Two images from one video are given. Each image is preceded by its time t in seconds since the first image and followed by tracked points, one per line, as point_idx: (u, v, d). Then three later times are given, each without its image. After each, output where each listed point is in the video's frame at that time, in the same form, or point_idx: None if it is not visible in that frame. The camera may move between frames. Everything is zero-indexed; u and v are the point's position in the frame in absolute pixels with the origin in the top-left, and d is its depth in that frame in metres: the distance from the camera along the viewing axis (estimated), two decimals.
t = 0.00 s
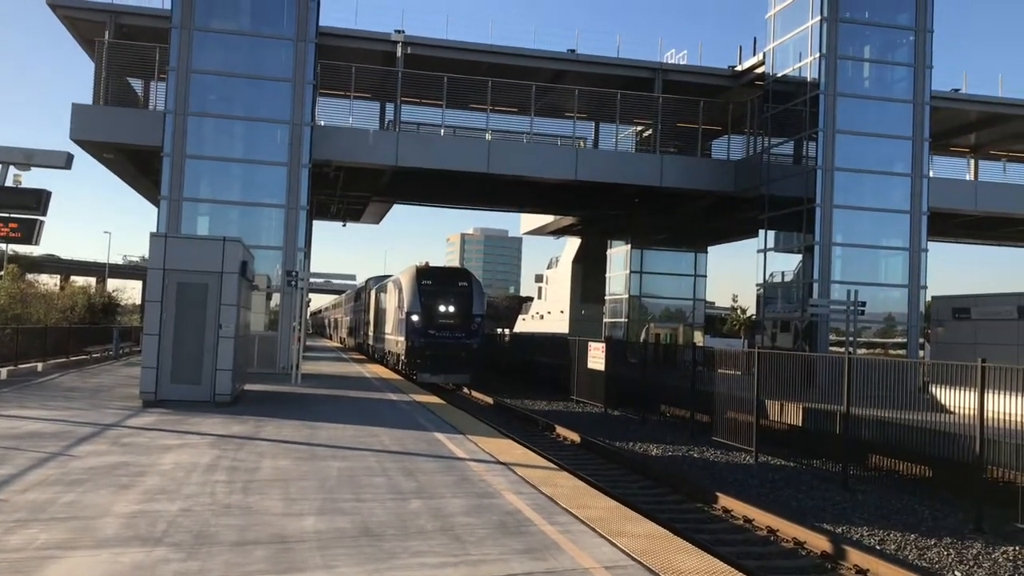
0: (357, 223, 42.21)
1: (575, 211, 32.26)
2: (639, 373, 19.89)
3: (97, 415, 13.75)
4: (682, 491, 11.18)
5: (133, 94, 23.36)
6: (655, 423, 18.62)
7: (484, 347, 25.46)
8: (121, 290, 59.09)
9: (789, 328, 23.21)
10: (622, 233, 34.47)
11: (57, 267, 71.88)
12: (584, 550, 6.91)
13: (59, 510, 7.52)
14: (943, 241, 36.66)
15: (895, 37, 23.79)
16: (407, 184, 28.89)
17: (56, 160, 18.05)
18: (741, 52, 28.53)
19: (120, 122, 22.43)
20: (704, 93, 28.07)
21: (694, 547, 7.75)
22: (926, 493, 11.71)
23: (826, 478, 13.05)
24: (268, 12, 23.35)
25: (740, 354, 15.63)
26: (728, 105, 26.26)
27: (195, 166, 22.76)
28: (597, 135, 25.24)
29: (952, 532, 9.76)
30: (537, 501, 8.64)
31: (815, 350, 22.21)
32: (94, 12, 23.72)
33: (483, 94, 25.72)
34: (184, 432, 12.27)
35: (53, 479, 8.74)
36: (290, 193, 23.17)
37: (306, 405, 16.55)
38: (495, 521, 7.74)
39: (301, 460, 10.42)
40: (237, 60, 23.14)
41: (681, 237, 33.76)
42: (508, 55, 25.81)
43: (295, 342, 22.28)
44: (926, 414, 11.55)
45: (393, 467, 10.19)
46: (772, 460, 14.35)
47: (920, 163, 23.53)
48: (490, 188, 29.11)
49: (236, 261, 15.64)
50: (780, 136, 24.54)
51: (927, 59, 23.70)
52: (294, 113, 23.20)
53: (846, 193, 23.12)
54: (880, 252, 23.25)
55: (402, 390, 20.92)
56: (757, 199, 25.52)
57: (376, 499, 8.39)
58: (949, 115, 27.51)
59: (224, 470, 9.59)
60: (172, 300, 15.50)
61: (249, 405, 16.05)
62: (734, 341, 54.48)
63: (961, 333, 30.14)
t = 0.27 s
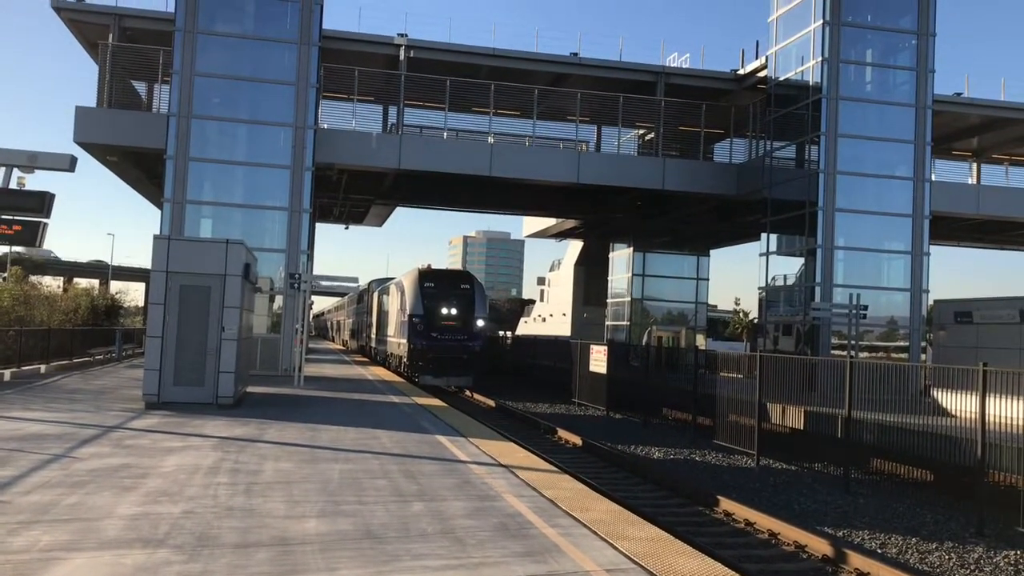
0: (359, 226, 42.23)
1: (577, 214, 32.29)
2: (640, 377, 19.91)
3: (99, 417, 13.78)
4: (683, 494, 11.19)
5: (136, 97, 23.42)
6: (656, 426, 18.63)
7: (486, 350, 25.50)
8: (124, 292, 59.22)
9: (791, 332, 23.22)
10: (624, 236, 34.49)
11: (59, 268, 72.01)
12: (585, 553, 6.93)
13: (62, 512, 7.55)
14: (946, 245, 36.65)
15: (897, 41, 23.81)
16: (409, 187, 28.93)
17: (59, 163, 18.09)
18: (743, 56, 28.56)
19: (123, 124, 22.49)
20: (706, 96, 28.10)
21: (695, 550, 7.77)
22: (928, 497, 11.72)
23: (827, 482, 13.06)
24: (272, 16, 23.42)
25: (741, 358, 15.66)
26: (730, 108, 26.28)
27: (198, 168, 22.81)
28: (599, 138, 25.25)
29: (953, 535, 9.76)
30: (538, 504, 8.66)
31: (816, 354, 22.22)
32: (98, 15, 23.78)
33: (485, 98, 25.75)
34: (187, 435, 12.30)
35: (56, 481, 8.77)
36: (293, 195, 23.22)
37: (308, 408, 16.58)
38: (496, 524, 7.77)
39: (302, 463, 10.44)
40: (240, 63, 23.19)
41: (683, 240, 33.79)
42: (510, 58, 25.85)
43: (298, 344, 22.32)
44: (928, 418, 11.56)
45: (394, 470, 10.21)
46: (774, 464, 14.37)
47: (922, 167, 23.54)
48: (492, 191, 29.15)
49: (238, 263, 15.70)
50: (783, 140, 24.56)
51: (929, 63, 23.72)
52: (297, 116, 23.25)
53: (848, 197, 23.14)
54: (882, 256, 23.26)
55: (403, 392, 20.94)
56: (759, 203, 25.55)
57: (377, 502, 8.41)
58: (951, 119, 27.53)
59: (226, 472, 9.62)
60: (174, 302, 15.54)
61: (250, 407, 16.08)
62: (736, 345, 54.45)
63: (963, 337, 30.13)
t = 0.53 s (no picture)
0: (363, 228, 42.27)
1: (582, 218, 32.29)
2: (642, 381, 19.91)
3: (102, 416, 13.79)
4: (686, 499, 11.17)
5: (143, 97, 23.48)
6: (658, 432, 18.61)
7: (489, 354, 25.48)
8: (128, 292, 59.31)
9: (795, 339, 23.18)
10: (628, 241, 34.48)
11: (63, 267, 72.13)
12: (586, 558, 6.92)
13: (63, 510, 7.55)
14: (951, 254, 36.57)
15: (904, 49, 23.79)
16: (415, 190, 28.93)
17: (66, 161, 18.12)
18: (749, 62, 28.55)
19: (129, 123, 22.53)
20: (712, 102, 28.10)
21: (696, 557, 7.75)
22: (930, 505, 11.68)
23: (830, 490, 13.02)
24: (279, 17, 23.45)
25: (744, 365, 15.64)
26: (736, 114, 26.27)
27: (204, 168, 22.84)
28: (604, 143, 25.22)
29: (956, 545, 9.72)
30: (540, 508, 8.65)
31: (820, 361, 22.19)
32: (106, 14, 23.85)
33: (491, 101, 25.77)
34: (189, 434, 12.30)
35: (58, 479, 8.77)
36: (298, 196, 23.23)
37: (310, 409, 16.58)
38: (497, 527, 7.75)
39: (304, 464, 10.43)
40: (247, 64, 23.23)
41: (687, 246, 33.75)
42: (517, 62, 25.87)
43: (301, 345, 22.32)
44: (931, 427, 11.53)
45: (396, 472, 10.20)
46: (776, 471, 14.34)
47: (927, 175, 23.51)
48: (497, 194, 29.15)
49: (242, 264, 15.72)
50: (788, 146, 24.55)
51: (935, 71, 23.69)
52: (303, 117, 23.27)
53: (853, 204, 23.11)
54: (887, 264, 23.21)
55: (406, 394, 20.94)
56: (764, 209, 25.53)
57: (379, 504, 8.40)
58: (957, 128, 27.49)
59: (228, 473, 9.61)
60: (178, 302, 15.56)
61: (253, 408, 16.08)
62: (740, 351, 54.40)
63: (967, 346, 30.05)
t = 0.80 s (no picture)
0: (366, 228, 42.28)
1: (585, 221, 32.29)
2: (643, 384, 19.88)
3: (103, 413, 13.81)
4: (685, 503, 11.18)
5: (148, 95, 23.51)
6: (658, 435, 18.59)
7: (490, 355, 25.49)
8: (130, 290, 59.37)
9: (796, 343, 23.18)
10: (631, 244, 34.48)
11: (66, 264, 72.19)
12: (585, 560, 6.93)
13: (64, 506, 7.56)
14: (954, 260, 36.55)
15: (909, 55, 23.79)
16: (418, 190, 28.96)
17: (70, 159, 18.15)
18: (754, 66, 28.55)
19: (134, 121, 22.57)
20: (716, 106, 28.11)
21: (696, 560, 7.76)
22: (930, 511, 11.68)
23: (830, 495, 13.02)
24: (284, 17, 23.49)
25: (745, 369, 15.64)
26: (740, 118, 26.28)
27: (208, 167, 22.86)
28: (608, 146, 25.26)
29: (955, 551, 9.72)
30: (539, 510, 8.66)
31: (821, 366, 22.19)
32: (112, 12, 23.89)
33: (495, 103, 25.79)
34: (190, 432, 12.32)
35: (59, 476, 8.78)
36: (301, 196, 23.26)
37: (311, 408, 16.59)
38: (497, 528, 7.77)
39: (305, 463, 10.45)
40: (252, 63, 23.27)
41: (690, 250, 33.76)
42: (521, 64, 25.89)
43: (302, 345, 22.34)
44: (932, 433, 11.53)
45: (396, 472, 10.22)
46: (776, 475, 14.35)
47: (931, 181, 23.51)
48: (501, 196, 29.17)
49: (245, 263, 15.76)
50: (792, 151, 24.55)
51: (940, 77, 23.69)
52: (307, 117, 23.31)
53: (856, 210, 23.12)
54: (890, 270, 23.20)
55: (407, 395, 20.96)
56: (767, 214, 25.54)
57: (379, 504, 8.42)
58: (961, 134, 27.47)
59: (229, 471, 9.63)
60: (181, 300, 15.58)
61: (254, 406, 16.09)
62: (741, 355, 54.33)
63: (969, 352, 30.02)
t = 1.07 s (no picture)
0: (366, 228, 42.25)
1: (585, 221, 32.28)
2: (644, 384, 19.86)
3: (103, 413, 13.79)
4: (686, 503, 11.15)
5: (148, 95, 23.50)
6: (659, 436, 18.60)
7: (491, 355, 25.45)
8: (131, 290, 59.37)
9: (797, 344, 23.16)
10: (631, 244, 34.47)
11: (66, 264, 72.16)
12: (585, 559, 6.91)
13: (63, 506, 7.54)
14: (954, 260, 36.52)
15: (910, 55, 23.75)
16: (419, 191, 28.94)
17: (70, 158, 18.13)
18: (755, 66, 28.53)
19: (134, 121, 22.56)
20: (717, 106, 28.08)
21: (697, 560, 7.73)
22: (931, 511, 11.66)
23: (831, 495, 12.98)
24: (285, 17, 23.48)
25: (746, 369, 15.61)
26: (741, 118, 26.25)
27: (208, 167, 22.85)
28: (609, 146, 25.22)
29: (956, 551, 9.70)
30: (540, 509, 8.65)
31: (822, 366, 22.17)
32: (112, 12, 23.87)
33: (496, 103, 25.77)
34: (190, 432, 12.30)
35: (58, 475, 8.76)
36: (301, 196, 23.24)
37: (311, 408, 16.56)
38: (498, 528, 7.75)
39: (305, 463, 10.42)
40: (252, 63, 23.25)
41: (690, 250, 33.73)
42: (522, 63, 25.88)
43: (302, 345, 22.32)
44: (934, 433, 11.49)
45: (396, 472, 10.19)
46: (777, 475, 14.32)
47: (932, 181, 23.47)
48: (501, 196, 29.15)
49: (245, 262, 15.73)
50: (793, 151, 24.54)
51: (941, 77, 23.66)
52: (308, 117, 23.28)
53: (857, 210, 23.09)
54: (891, 270, 23.17)
55: (407, 395, 20.95)
56: (768, 214, 25.52)
57: (379, 503, 8.39)
58: (962, 134, 27.45)
59: (229, 471, 9.60)
60: (180, 299, 15.55)
61: (254, 406, 16.07)
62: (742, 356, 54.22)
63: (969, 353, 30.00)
